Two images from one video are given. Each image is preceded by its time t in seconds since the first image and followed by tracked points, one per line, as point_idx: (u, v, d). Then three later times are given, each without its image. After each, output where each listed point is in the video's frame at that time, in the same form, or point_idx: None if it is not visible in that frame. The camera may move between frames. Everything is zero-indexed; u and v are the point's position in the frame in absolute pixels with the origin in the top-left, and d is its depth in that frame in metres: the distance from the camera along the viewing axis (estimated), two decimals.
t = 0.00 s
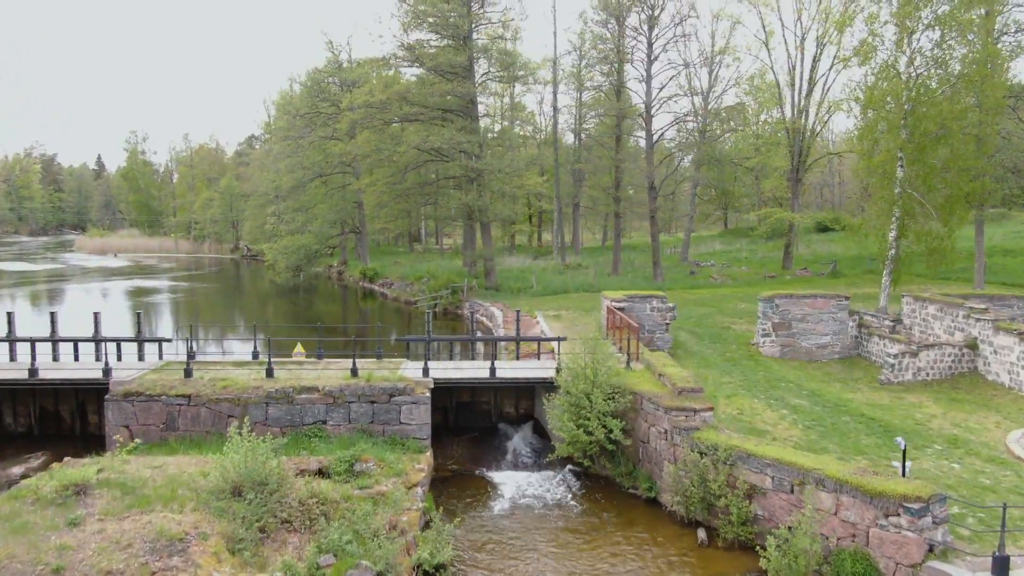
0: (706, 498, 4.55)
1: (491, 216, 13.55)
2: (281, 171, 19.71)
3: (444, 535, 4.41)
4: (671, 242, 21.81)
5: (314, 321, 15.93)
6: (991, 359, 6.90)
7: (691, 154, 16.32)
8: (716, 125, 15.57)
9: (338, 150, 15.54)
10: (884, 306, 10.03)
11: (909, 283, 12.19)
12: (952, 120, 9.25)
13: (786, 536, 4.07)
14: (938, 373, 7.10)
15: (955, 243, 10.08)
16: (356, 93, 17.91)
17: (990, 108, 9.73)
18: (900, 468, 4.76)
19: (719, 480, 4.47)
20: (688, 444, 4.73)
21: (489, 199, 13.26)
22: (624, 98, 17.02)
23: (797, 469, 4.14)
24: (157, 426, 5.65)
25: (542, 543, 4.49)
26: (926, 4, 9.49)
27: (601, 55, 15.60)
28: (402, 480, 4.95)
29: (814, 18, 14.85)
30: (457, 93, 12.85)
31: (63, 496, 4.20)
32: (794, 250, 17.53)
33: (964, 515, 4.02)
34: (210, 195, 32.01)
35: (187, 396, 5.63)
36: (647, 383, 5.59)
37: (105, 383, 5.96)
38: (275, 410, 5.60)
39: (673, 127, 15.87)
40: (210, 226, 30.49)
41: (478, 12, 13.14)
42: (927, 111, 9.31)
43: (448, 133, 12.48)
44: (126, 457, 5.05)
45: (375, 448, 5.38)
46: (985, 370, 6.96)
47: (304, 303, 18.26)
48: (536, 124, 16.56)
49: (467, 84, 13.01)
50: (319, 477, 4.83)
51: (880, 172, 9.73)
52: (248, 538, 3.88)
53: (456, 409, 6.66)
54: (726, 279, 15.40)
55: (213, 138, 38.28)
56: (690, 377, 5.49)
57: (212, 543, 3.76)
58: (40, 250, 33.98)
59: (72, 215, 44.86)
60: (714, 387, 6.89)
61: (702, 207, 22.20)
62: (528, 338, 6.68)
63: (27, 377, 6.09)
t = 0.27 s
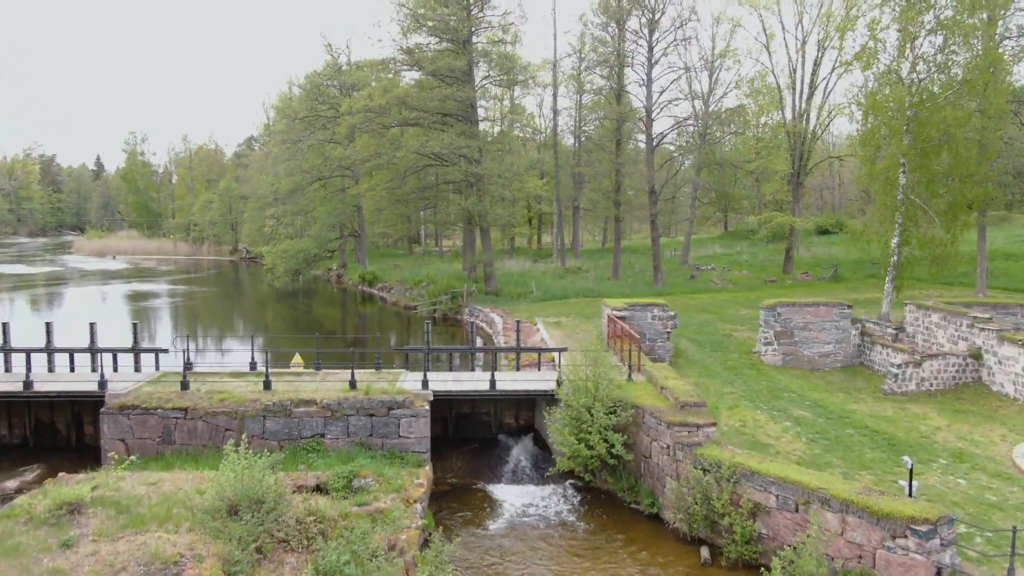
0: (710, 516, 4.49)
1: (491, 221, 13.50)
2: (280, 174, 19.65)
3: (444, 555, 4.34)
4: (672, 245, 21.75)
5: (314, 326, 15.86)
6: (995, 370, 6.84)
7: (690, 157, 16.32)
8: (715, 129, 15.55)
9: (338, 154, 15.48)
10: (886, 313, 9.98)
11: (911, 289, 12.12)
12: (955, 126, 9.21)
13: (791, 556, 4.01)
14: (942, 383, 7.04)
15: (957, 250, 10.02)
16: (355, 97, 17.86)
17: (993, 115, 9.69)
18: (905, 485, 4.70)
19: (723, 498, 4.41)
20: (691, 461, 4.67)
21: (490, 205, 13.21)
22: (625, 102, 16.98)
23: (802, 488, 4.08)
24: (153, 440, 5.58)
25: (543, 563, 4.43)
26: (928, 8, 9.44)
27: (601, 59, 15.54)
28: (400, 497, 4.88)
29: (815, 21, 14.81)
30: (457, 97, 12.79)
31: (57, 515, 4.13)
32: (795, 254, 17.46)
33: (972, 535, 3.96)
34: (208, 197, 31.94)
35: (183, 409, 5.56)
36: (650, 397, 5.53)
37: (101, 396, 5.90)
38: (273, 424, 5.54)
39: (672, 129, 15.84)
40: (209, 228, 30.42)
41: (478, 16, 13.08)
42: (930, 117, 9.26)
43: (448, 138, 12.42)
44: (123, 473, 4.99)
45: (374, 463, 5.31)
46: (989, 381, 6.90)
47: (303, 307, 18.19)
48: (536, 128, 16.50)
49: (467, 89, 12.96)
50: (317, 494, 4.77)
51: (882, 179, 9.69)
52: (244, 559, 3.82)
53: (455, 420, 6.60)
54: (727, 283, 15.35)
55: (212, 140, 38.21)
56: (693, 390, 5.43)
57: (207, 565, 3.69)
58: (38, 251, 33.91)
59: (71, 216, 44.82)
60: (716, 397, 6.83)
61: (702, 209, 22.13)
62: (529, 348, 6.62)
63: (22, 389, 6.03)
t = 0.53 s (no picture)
0: (714, 535, 4.42)
1: (490, 226, 13.45)
2: (279, 177, 19.60)
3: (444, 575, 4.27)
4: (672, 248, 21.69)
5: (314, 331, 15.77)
6: (1000, 380, 6.77)
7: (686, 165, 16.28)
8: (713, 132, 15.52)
9: (337, 158, 15.43)
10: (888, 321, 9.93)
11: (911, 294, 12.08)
12: (958, 133, 9.15)
13: None
14: (946, 394, 6.98)
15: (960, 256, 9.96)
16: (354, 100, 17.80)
17: (995, 121, 9.65)
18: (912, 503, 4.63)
19: (728, 516, 4.34)
20: (694, 477, 4.61)
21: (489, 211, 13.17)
22: (625, 105, 16.94)
23: (807, 508, 4.01)
24: (150, 453, 5.51)
25: None
26: (931, 13, 9.39)
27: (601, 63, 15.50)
28: (400, 513, 4.81)
29: (816, 24, 14.77)
30: (457, 102, 12.75)
31: (50, 535, 4.07)
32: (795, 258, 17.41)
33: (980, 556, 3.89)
34: (208, 199, 31.89)
35: (180, 423, 5.49)
36: (652, 411, 5.47)
37: (96, 409, 5.82)
38: (271, 438, 5.47)
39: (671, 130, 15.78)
40: (208, 230, 30.36)
41: (478, 19, 13.03)
42: (933, 123, 9.20)
43: (448, 143, 12.38)
44: (118, 489, 4.92)
45: (373, 478, 5.25)
46: (994, 392, 6.84)
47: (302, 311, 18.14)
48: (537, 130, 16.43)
49: (466, 94, 12.92)
50: (315, 511, 4.70)
51: (886, 186, 9.63)
52: None
53: (456, 432, 6.54)
54: (728, 287, 15.29)
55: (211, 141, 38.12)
56: (696, 404, 5.37)
57: None
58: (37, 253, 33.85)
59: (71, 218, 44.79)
60: (718, 408, 6.77)
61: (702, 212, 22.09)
62: (530, 360, 6.55)
63: (17, 402, 5.95)
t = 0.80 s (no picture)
0: (718, 554, 4.35)
1: (491, 230, 13.41)
2: (278, 180, 19.53)
3: None
4: (672, 250, 21.63)
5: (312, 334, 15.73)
6: (1005, 391, 6.70)
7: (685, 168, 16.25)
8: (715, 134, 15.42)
9: (336, 162, 15.38)
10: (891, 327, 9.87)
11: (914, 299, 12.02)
12: (961, 140, 9.10)
13: None
14: (951, 405, 6.91)
15: (963, 263, 9.91)
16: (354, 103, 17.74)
17: (999, 127, 9.57)
18: (919, 520, 4.56)
19: (732, 536, 4.27)
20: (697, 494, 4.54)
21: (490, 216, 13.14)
22: (625, 108, 16.88)
23: (813, 528, 3.94)
24: (146, 468, 5.45)
25: None
26: (934, 18, 9.33)
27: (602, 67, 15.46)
28: (399, 530, 4.74)
29: (817, 27, 14.72)
30: (457, 106, 12.70)
31: (44, 556, 4.01)
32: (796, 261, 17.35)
33: None
34: (207, 201, 31.84)
35: (177, 436, 5.43)
36: (655, 425, 5.40)
37: (92, 422, 5.75)
38: (268, 452, 5.41)
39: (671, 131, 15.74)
40: (207, 232, 30.29)
41: (478, 23, 12.98)
42: (937, 129, 9.14)
43: (448, 149, 12.33)
44: (114, 506, 4.85)
45: (372, 493, 5.18)
46: (999, 402, 6.77)
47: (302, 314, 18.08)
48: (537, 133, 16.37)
49: (466, 98, 12.87)
50: (313, 528, 4.64)
51: (889, 193, 9.58)
52: None
53: (456, 444, 6.48)
54: (729, 292, 15.23)
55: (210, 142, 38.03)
56: (699, 418, 5.30)
57: None
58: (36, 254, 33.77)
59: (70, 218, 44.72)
60: (721, 419, 6.71)
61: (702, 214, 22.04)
62: (530, 371, 6.49)
63: (12, 415, 5.87)
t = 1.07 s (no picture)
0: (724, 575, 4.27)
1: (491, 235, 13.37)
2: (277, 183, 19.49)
3: None
4: (672, 253, 21.58)
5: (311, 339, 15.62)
6: (1010, 402, 6.64)
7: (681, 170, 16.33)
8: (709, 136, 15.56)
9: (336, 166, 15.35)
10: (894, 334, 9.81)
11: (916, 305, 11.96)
12: (965, 146, 9.06)
13: None
14: (957, 415, 6.84)
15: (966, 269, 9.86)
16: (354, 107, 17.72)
17: (1003, 133, 9.53)
18: (927, 538, 4.50)
19: (738, 555, 4.19)
20: (703, 514, 4.47)
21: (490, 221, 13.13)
22: (625, 111, 16.84)
23: (820, 549, 3.88)
24: (142, 482, 5.37)
25: None
26: (937, 22, 9.28)
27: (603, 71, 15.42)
28: (399, 547, 4.67)
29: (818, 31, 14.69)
30: (457, 111, 12.68)
31: None
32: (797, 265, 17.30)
33: None
34: (206, 202, 31.79)
35: (174, 450, 5.36)
36: (658, 440, 5.34)
37: (87, 435, 5.69)
38: (267, 466, 5.33)
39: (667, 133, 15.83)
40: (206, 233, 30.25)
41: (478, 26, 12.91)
42: (941, 136, 9.09)
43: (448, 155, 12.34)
44: (108, 524, 4.78)
45: (372, 509, 5.11)
46: (1005, 413, 6.70)
47: (300, 317, 18.01)
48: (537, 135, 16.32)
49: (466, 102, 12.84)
50: (312, 547, 4.56)
51: (892, 199, 9.54)
52: None
53: (456, 456, 6.41)
54: (731, 296, 15.14)
55: (209, 143, 37.98)
56: (703, 432, 5.24)
57: None
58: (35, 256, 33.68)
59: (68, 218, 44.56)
60: (724, 430, 6.64)
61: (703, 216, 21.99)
62: (531, 382, 6.43)
63: (7, 429, 5.80)
